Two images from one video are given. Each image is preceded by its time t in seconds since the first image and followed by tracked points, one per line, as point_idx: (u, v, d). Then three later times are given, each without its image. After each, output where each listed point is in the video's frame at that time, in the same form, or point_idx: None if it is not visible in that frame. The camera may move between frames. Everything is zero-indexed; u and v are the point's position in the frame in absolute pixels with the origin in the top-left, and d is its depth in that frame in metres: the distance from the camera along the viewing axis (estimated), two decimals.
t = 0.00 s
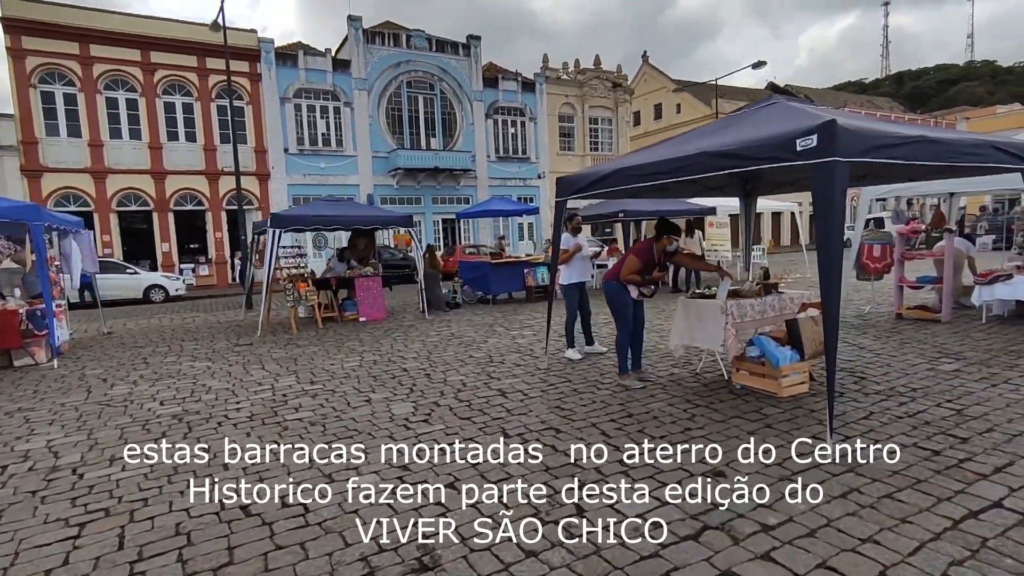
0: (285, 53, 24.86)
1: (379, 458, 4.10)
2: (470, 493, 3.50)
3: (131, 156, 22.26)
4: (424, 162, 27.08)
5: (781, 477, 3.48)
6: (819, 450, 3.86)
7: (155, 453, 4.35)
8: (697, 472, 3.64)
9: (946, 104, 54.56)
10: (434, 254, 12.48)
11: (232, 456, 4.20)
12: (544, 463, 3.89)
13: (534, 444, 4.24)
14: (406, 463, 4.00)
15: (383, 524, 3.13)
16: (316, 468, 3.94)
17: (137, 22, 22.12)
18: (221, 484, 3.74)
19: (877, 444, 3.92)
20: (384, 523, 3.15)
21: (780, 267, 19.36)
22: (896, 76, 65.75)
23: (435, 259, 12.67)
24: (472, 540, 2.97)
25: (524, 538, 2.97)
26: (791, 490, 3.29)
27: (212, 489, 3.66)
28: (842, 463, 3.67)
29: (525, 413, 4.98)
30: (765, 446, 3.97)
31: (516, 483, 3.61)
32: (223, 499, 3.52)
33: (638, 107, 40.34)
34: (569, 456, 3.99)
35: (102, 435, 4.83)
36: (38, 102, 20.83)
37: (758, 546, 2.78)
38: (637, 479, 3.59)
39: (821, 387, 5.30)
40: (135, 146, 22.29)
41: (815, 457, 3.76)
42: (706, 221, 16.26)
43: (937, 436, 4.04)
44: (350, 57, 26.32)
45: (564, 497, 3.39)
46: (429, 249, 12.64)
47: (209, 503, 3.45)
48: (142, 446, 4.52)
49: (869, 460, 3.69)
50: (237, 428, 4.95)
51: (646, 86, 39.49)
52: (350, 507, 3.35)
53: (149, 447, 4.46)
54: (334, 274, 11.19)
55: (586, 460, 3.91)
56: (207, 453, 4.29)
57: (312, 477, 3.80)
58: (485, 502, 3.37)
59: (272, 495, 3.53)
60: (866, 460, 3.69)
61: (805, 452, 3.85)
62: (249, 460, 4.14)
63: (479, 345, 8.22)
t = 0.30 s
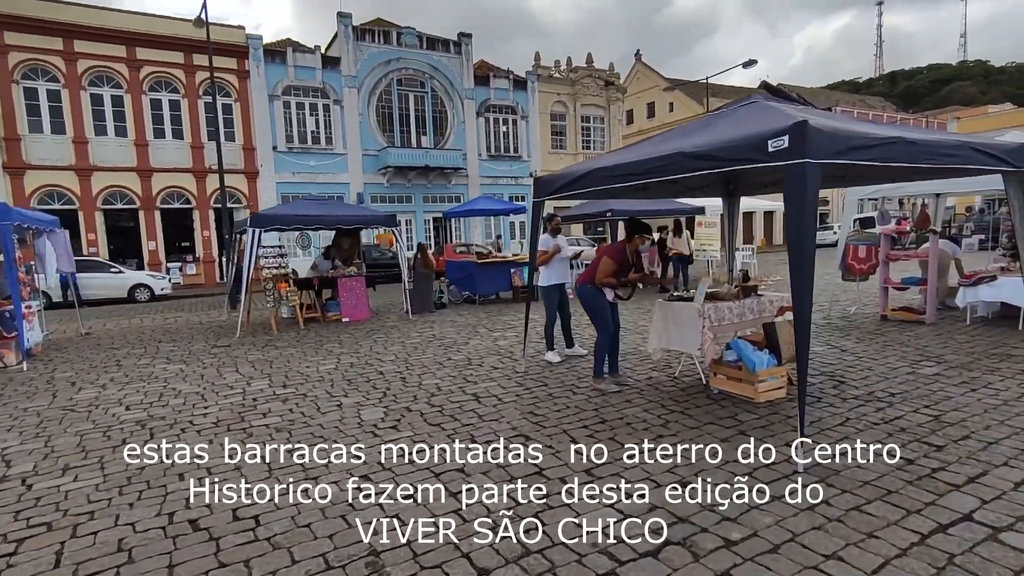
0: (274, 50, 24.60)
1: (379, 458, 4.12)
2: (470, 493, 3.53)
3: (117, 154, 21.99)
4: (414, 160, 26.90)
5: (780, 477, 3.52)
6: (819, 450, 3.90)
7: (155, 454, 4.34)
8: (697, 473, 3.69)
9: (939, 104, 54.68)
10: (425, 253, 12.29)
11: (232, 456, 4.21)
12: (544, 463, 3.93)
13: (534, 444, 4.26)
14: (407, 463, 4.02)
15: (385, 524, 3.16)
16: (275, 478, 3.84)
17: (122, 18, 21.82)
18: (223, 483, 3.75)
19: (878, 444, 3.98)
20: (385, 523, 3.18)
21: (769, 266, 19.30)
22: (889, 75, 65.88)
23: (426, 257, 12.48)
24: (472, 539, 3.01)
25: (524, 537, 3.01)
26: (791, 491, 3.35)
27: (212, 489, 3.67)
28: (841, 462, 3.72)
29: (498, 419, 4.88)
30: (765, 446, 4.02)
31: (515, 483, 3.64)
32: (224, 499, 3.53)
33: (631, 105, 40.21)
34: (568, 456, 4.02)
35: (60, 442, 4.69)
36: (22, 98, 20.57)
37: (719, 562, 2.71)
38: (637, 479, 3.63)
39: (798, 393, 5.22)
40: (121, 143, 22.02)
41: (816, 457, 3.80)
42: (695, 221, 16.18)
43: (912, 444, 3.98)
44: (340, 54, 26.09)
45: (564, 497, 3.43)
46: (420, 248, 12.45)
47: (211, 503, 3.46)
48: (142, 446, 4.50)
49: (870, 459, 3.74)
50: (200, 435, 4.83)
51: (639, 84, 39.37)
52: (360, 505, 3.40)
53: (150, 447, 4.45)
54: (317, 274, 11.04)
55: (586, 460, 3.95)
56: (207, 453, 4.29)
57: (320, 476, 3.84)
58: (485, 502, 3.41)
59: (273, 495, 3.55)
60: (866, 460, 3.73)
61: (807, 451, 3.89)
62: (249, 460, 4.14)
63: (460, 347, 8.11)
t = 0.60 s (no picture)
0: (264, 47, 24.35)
1: (380, 458, 4.03)
2: (469, 492, 3.46)
3: (104, 151, 21.72)
4: (406, 158, 26.70)
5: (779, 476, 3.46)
6: (819, 450, 3.84)
7: (154, 454, 4.24)
8: (697, 473, 3.62)
9: (933, 105, 54.75)
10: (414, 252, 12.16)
11: (232, 456, 4.12)
12: (545, 462, 3.86)
13: (534, 444, 4.18)
14: (405, 462, 3.94)
15: (385, 524, 3.11)
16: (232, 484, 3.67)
17: (110, 14, 21.54)
18: (221, 484, 3.68)
19: (877, 444, 3.92)
20: (384, 524, 3.12)
21: (761, 266, 19.19)
22: (885, 76, 65.91)
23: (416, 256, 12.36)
24: (473, 540, 2.95)
25: (525, 538, 2.96)
26: (791, 491, 3.29)
27: (211, 489, 3.59)
28: (841, 462, 3.66)
29: (471, 422, 4.73)
30: (765, 446, 3.95)
31: (516, 483, 3.58)
32: (223, 499, 3.47)
33: (625, 105, 40.08)
34: (568, 455, 3.95)
35: (14, 446, 4.51)
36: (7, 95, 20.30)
37: None
38: (637, 479, 3.57)
39: (782, 395, 5.08)
40: (108, 140, 21.76)
41: (816, 457, 3.74)
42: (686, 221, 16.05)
43: (896, 449, 3.83)
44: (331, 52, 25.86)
45: (563, 497, 3.37)
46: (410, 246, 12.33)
47: (208, 503, 3.41)
48: (141, 446, 4.41)
49: (870, 459, 3.68)
50: (161, 438, 4.64)
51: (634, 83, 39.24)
52: (349, 506, 3.33)
53: (149, 447, 4.35)
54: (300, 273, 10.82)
55: (586, 460, 3.88)
56: (206, 453, 4.20)
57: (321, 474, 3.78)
58: (485, 502, 3.34)
59: (271, 494, 3.49)
60: (866, 460, 3.67)
61: (806, 451, 3.83)
62: (248, 459, 4.06)
63: (442, 347, 7.94)
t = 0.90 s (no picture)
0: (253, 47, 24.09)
1: (381, 458, 4.11)
2: (470, 493, 3.53)
3: (90, 152, 21.41)
4: (397, 159, 26.47)
5: (780, 477, 3.53)
6: (819, 450, 3.92)
7: (155, 453, 4.34)
8: (697, 473, 3.70)
9: (927, 107, 54.89)
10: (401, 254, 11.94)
11: (233, 456, 4.23)
12: (545, 463, 3.93)
13: (534, 444, 4.27)
14: (406, 462, 4.02)
15: (384, 524, 3.16)
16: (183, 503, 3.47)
17: (95, 12, 21.24)
18: (222, 484, 3.77)
19: (879, 445, 4.00)
20: (385, 523, 3.18)
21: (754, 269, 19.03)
22: (879, 79, 65.99)
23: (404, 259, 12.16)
24: (472, 539, 3.01)
25: (524, 537, 3.01)
26: (790, 490, 3.37)
27: (212, 488, 3.68)
28: (840, 462, 3.75)
29: (443, 434, 4.55)
30: (766, 446, 4.01)
31: (515, 483, 3.65)
32: (224, 499, 3.55)
33: (619, 106, 39.93)
34: (569, 456, 4.02)
35: None
36: None
37: None
38: (636, 479, 3.64)
39: (767, 406, 4.92)
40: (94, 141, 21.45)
41: (817, 458, 3.82)
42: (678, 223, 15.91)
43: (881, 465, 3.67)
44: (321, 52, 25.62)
45: (563, 497, 3.44)
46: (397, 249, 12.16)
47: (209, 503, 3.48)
48: (144, 446, 4.50)
49: (871, 459, 3.77)
50: (117, 452, 4.41)
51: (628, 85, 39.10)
52: (303, 529, 3.14)
53: (151, 447, 4.45)
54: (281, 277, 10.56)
55: (586, 461, 3.95)
56: (208, 453, 4.31)
57: (325, 475, 3.87)
58: (486, 502, 3.41)
59: (273, 495, 3.56)
60: (865, 460, 3.77)
61: (807, 452, 3.91)
62: (249, 460, 4.16)
63: (423, 353, 7.74)
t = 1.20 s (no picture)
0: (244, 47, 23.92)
1: (380, 458, 4.10)
2: (469, 492, 3.51)
3: (78, 152, 21.17)
4: (390, 160, 26.29)
5: (780, 478, 3.51)
6: (819, 450, 3.91)
7: (155, 453, 4.35)
8: (696, 472, 3.68)
9: (921, 109, 54.99)
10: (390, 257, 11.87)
11: (232, 456, 4.22)
12: (544, 463, 3.91)
13: (534, 444, 4.24)
14: (404, 462, 4.00)
15: (383, 525, 3.15)
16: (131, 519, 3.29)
17: (85, 11, 21.04)
18: (221, 484, 3.77)
19: (878, 444, 4.00)
20: (384, 523, 3.17)
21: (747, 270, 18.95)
22: (873, 80, 66.14)
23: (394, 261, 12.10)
24: (472, 540, 2.99)
25: (525, 538, 2.99)
26: (791, 490, 3.35)
27: (212, 489, 3.69)
28: (840, 462, 3.73)
29: (414, 442, 4.40)
30: (764, 446, 3.99)
31: (515, 482, 3.63)
32: (224, 499, 3.55)
33: (614, 107, 39.85)
34: (569, 456, 4.00)
35: None
36: None
37: None
38: (635, 479, 3.62)
39: (750, 411, 4.78)
40: (82, 142, 21.23)
41: (816, 457, 3.80)
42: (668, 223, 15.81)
43: (864, 475, 3.53)
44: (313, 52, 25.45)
45: (563, 496, 3.42)
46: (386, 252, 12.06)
47: (210, 503, 3.48)
48: (143, 446, 4.52)
49: (871, 459, 3.76)
50: (74, 463, 4.22)
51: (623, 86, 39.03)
52: (254, 546, 2.98)
53: (150, 447, 4.46)
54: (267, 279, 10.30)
55: (586, 461, 3.93)
56: (207, 453, 4.31)
57: (309, 477, 3.83)
58: (485, 503, 3.39)
59: (272, 496, 3.55)
60: (866, 460, 3.75)
61: (807, 451, 3.90)
62: (248, 460, 4.15)
63: (405, 357, 7.58)
